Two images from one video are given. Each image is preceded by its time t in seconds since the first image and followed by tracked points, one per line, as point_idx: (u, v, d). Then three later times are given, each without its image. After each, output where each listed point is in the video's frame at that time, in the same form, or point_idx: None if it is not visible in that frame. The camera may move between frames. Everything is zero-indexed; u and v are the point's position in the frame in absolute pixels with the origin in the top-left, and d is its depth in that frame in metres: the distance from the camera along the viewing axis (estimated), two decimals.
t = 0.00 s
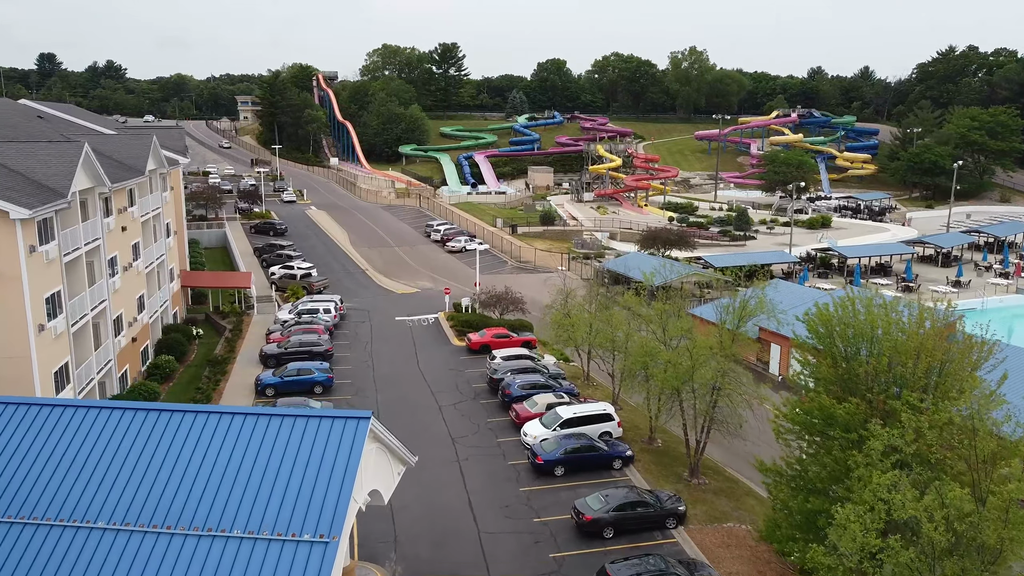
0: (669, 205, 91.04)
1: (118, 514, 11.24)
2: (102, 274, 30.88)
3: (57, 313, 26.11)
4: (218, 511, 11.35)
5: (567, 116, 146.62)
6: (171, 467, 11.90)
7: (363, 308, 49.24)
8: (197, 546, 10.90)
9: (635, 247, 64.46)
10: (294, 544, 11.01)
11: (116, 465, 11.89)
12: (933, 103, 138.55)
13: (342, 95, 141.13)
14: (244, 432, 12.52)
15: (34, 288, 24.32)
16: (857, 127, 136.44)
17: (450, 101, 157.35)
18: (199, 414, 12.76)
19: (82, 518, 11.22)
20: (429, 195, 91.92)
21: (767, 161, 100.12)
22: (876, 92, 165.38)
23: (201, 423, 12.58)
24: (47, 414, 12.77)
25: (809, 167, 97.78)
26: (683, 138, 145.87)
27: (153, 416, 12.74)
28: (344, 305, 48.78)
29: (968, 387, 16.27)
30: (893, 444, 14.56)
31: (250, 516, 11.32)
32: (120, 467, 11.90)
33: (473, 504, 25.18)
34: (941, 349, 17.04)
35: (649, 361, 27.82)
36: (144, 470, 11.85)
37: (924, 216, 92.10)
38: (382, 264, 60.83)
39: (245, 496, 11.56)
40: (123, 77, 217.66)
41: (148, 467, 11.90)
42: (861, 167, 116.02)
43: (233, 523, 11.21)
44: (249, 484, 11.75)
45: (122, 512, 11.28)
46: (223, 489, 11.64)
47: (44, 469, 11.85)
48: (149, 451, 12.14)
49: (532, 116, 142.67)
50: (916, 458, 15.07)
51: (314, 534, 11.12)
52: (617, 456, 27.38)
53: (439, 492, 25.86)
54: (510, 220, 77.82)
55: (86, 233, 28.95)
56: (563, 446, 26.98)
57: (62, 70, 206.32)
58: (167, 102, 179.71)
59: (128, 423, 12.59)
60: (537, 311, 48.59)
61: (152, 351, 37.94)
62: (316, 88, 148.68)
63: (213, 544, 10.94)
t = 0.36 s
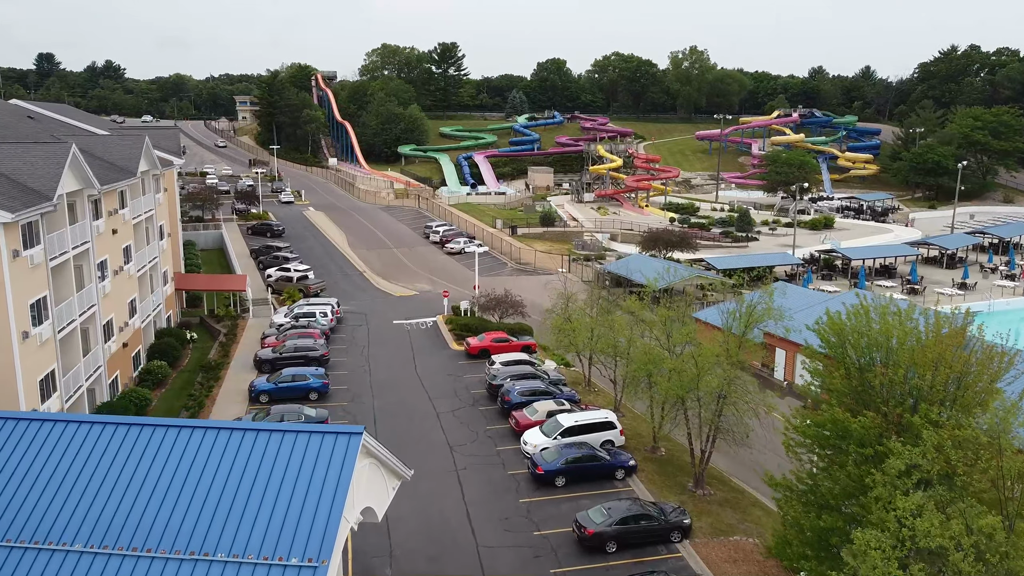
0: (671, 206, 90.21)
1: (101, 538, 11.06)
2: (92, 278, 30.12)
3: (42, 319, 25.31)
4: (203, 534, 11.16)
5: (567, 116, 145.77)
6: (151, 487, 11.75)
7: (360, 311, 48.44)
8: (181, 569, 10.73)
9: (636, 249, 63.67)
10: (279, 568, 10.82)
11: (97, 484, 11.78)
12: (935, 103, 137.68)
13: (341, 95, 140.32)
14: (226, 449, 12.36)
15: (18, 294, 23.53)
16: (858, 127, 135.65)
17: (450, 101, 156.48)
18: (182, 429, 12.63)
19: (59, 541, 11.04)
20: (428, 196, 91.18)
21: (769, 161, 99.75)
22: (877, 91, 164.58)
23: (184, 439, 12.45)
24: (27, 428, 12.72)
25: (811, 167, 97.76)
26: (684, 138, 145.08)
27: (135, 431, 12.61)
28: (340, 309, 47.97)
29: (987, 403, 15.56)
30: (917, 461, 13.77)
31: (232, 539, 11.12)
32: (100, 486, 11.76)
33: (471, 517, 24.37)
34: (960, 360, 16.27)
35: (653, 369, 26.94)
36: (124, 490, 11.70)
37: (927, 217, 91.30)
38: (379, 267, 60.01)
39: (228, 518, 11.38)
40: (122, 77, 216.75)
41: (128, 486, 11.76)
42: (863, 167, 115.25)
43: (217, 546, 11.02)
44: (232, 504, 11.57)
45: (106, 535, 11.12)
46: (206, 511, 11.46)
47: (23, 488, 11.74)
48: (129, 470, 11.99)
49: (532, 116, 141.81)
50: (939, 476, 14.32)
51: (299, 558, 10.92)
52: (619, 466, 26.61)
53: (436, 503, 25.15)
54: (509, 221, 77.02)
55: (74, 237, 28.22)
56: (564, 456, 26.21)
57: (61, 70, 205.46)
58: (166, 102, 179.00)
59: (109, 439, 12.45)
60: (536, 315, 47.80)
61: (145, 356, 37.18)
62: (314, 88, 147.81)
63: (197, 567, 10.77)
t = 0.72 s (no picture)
0: (672, 206, 89.32)
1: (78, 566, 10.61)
2: (79, 283, 29.27)
3: (25, 326, 24.46)
4: (184, 562, 10.69)
5: (567, 116, 144.93)
6: (131, 509, 11.35)
7: (357, 314, 47.62)
8: None
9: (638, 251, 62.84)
10: None
11: (75, 506, 11.36)
12: (938, 103, 136.75)
13: (340, 95, 139.50)
14: (210, 468, 11.99)
15: None
16: (861, 127, 134.79)
17: (449, 101, 155.67)
18: (164, 448, 12.26)
19: (33, 569, 10.56)
20: (427, 196, 90.39)
21: (771, 161, 99.18)
22: (879, 91, 163.70)
23: (165, 458, 12.05)
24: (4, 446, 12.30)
25: (813, 167, 96.59)
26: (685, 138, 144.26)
27: (113, 450, 12.21)
28: (337, 312, 47.16)
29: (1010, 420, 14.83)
30: (941, 484, 12.99)
31: (217, 561, 10.72)
32: (79, 510, 11.34)
33: (469, 531, 23.53)
34: (982, 373, 15.48)
35: (657, 377, 26.15)
36: (101, 512, 11.27)
37: (931, 217, 90.45)
38: (377, 269, 59.16)
39: (211, 540, 10.98)
40: (121, 77, 215.97)
41: (106, 508, 11.32)
42: (866, 167, 114.42)
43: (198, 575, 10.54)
44: (217, 525, 11.17)
45: (83, 563, 10.66)
46: (188, 532, 11.08)
47: None
48: (108, 491, 11.55)
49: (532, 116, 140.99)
50: (964, 498, 13.52)
51: None
52: (623, 477, 25.79)
53: (434, 515, 24.39)
54: (509, 222, 76.19)
55: (59, 241, 27.38)
56: (565, 467, 25.39)
57: (59, 70, 204.77)
58: (165, 102, 178.29)
59: (86, 459, 12.03)
60: (537, 319, 46.97)
61: (137, 362, 36.39)
62: (313, 88, 146.93)
63: None
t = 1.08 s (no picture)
0: (673, 207, 88.44)
1: None
2: (66, 288, 28.39)
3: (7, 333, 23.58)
4: None
5: (568, 116, 144.08)
6: (98, 537, 10.38)
7: (354, 318, 46.73)
8: None
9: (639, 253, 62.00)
10: None
11: (36, 534, 10.35)
12: (940, 102, 135.87)
13: (338, 95, 138.69)
14: (185, 493, 11.03)
15: None
16: (863, 127, 133.89)
17: (449, 101, 154.76)
18: (136, 469, 11.31)
19: None
20: (426, 197, 89.59)
21: (773, 161, 98.41)
22: (881, 91, 162.84)
23: (137, 478, 11.14)
24: None
25: (815, 167, 95.60)
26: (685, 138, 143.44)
27: (79, 470, 11.25)
28: (333, 316, 46.28)
29: None
30: (972, 510, 12.11)
31: None
32: (39, 538, 10.32)
33: (467, 547, 22.61)
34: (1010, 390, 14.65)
35: (662, 386, 25.31)
36: (65, 540, 10.30)
37: (935, 217, 89.56)
38: (375, 271, 58.27)
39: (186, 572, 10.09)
40: (119, 77, 215.23)
41: (70, 535, 10.35)
42: (868, 167, 113.56)
43: None
44: (193, 554, 10.29)
45: None
46: (160, 564, 10.14)
47: None
48: (74, 516, 10.60)
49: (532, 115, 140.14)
50: (995, 525, 12.63)
51: None
52: (626, 491, 24.91)
53: (430, 530, 23.48)
54: (509, 223, 75.30)
55: (44, 245, 26.50)
56: (566, 480, 24.49)
57: (58, 70, 204.16)
58: (163, 102, 177.59)
59: (50, 479, 11.07)
60: (537, 323, 46.09)
61: (127, 368, 35.50)
62: (311, 88, 145.94)
63: None
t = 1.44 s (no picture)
0: (675, 207, 87.45)
1: None
2: (50, 294, 27.42)
3: None
4: None
5: (568, 116, 143.11)
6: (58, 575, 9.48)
7: (350, 322, 45.78)
8: None
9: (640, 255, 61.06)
10: None
11: None
12: (943, 102, 134.88)
13: (337, 95, 137.71)
14: (156, 525, 10.13)
15: None
16: (865, 127, 132.87)
17: (448, 101, 152.52)
18: (104, 499, 10.41)
19: None
20: (425, 198, 88.71)
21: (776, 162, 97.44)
22: (883, 90, 161.90)
23: (103, 508, 10.26)
24: None
25: (818, 168, 94.61)
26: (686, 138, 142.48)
27: (40, 498, 10.38)
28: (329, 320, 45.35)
29: None
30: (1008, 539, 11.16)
31: None
32: None
33: (464, 565, 21.70)
34: None
35: (667, 398, 24.32)
36: None
37: (939, 218, 88.64)
38: (372, 274, 57.32)
39: None
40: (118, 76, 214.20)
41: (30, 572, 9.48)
42: (871, 168, 112.61)
43: None
44: None
45: None
46: None
47: None
48: (33, 553, 9.70)
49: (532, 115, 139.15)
50: None
51: None
52: (630, 505, 23.96)
53: (426, 547, 22.56)
54: (509, 224, 74.37)
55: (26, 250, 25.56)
56: (568, 494, 23.52)
57: (56, 70, 203.16)
58: (161, 103, 176.60)
59: (7, 509, 10.22)
60: (537, 328, 45.15)
61: (116, 375, 34.54)
62: (309, 87, 144.10)
63: None
